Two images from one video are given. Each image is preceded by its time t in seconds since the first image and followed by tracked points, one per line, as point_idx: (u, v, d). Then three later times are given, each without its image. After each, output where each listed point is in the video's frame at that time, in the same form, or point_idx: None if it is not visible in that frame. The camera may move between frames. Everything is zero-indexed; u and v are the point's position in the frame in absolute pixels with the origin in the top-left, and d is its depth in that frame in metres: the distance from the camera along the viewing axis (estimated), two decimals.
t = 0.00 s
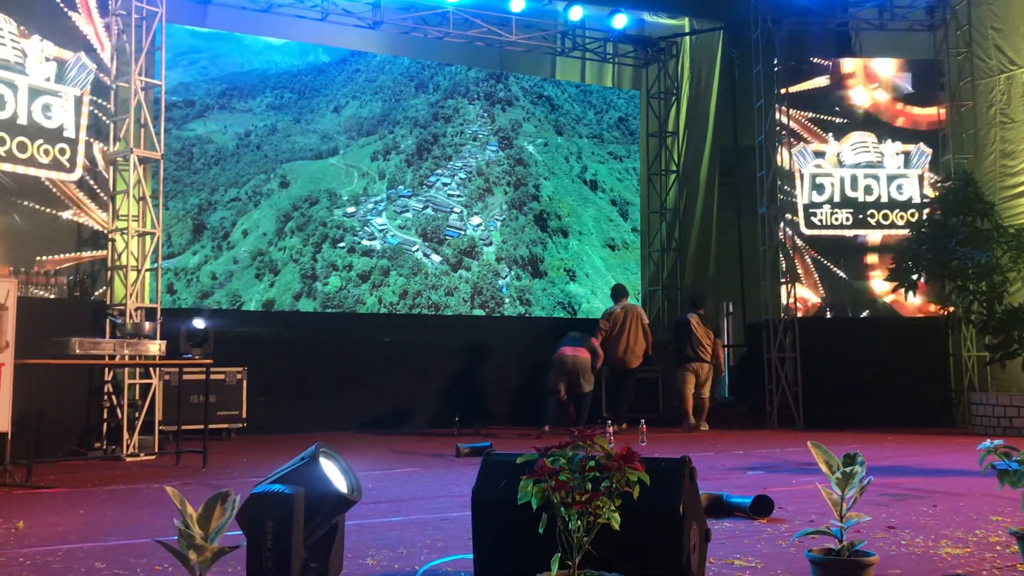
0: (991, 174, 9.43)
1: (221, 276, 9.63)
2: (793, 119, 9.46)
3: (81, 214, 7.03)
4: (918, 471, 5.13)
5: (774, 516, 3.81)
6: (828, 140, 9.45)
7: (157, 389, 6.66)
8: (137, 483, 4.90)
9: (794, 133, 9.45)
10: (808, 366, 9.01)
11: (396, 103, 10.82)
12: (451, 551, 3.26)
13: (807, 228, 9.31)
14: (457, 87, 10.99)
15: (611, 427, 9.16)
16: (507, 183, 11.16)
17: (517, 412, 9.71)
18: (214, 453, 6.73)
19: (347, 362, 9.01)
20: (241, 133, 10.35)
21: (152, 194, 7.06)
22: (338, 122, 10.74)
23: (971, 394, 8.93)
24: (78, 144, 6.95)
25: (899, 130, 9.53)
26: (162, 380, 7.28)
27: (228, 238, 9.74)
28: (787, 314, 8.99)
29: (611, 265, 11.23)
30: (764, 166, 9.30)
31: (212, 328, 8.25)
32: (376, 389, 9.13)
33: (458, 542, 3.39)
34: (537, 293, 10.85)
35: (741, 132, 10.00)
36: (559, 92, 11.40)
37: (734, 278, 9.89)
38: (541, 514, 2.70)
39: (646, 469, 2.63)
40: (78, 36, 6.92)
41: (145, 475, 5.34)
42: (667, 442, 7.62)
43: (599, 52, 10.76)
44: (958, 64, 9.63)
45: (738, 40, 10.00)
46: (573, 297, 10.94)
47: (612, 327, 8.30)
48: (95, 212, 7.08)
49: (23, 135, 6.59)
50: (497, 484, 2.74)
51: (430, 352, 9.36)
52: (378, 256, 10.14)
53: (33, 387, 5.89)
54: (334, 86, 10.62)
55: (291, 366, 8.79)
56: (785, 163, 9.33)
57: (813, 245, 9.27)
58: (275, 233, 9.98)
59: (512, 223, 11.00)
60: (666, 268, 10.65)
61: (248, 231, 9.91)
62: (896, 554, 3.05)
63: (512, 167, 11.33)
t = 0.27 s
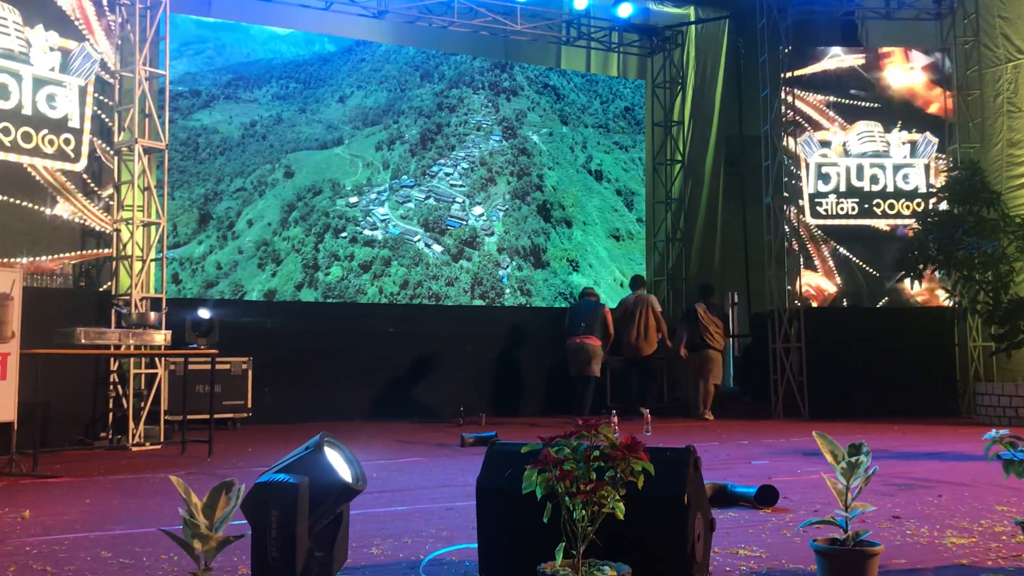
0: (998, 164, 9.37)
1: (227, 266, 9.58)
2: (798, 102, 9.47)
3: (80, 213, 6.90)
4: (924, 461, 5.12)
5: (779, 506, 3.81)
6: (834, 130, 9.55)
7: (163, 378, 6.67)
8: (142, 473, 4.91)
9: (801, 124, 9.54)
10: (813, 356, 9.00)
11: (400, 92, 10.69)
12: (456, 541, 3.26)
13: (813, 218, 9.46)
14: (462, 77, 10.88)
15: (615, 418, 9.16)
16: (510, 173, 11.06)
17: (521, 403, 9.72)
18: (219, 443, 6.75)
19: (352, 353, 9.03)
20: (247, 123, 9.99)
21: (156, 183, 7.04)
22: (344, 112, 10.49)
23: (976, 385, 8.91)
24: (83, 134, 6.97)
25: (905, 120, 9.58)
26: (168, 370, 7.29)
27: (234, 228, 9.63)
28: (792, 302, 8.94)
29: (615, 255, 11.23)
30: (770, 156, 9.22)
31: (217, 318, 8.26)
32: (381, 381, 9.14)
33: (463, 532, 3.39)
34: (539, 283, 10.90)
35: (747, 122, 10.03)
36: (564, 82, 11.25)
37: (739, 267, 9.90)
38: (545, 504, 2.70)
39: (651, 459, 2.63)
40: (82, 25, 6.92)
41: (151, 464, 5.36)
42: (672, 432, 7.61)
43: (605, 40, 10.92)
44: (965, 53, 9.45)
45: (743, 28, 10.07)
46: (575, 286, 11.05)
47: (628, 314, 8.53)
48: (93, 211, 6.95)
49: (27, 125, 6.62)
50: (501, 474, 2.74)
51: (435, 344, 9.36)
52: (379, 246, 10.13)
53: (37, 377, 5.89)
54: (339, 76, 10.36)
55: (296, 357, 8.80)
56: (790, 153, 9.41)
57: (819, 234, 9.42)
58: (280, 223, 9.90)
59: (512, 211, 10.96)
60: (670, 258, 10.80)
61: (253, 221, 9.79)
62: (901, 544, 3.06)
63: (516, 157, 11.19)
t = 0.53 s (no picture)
0: (999, 156, 9.27)
1: (227, 259, 9.59)
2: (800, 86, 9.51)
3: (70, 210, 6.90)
4: (926, 453, 5.12)
5: (780, 498, 3.81)
6: (835, 121, 9.60)
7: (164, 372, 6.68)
8: (144, 466, 4.93)
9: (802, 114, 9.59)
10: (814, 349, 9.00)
11: (400, 85, 10.65)
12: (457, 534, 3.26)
13: (814, 209, 9.50)
14: (462, 69, 10.84)
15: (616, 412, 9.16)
16: (510, 166, 11.02)
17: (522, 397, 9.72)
18: (221, 436, 6.76)
19: (353, 347, 9.03)
20: (248, 117, 9.93)
21: (156, 176, 7.03)
22: (344, 105, 10.40)
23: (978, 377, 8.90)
24: (83, 127, 7.00)
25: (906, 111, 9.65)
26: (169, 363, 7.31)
27: (234, 221, 9.67)
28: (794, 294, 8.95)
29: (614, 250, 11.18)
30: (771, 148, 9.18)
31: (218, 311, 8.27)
32: (382, 375, 9.15)
33: (465, 525, 3.40)
34: (538, 276, 10.85)
35: (749, 115, 10.07)
36: (565, 74, 11.20)
37: (739, 258, 9.92)
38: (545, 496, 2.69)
39: (652, 452, 2.63)
40: (81, 18, 6.92)
41: (152, 457, 5.37)
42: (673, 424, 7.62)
43: (606, 32, 10.90)
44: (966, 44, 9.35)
45: (744, 20, 10.09)
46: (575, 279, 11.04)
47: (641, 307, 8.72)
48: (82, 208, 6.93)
49: (28, 118, 6.71)
50: (502, 467, 2.74)
51: (436, 338, 9.36)
52: (378, 239, 10.13)
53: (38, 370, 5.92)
54: (339, 68, 10.31)
55: (297, 351, 8.80)
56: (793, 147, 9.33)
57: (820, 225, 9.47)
58: (280, 216, 9.98)
59: (513, 204, 10.95)
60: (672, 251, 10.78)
61: (253, 214, 9.86)
62: (902, 536, 3.06)
63: (516, 149, 11.14)
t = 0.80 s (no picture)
0: (997, 149, 9.29)
1: (224, 253, 9.62)
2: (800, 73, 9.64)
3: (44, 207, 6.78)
4: (924, 447, 5.12)
5: (778, 492, 3.81)
6: (833, 114, 9.61)
7: (162, 367, 6.68)
8: (142, 462, 4.93)
9: (799, 106, 9.59)
10: (812, 343, 9.00)
11: (398, 79, 10.62)
12: (456, 528, 3.27)
13: (812, 204, 9.50)
14: (460, 63, 10.81)
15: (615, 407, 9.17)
16: (507, 160, 10.98)
17: (521, 392, 9.73)
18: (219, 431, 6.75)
19: (352, 342, 9.03)
20: (246, 111, 9.96)
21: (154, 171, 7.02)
22: (342, 99, 10.42)
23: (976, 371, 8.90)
24: (80, 121, 6.98)
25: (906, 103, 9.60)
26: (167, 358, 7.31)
27: (232, 215, 9.68)
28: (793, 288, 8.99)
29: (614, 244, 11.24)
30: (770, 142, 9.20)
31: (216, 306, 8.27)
32: (381, 370, 9.15)
33: (463, 519, 3.40)
34: (535, 271, 10.89)
35: (746, 106, 10.02)
36: (563, 68, 11.16)
37: (738, 252, 9.90)
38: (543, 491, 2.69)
39: (650, 447, 2.63)
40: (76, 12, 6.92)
41: (151, 453, 5.37)
42: (671, 419, 7.62)
43: (604, 26, 10.81)
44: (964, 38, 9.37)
45: (743, 13, 10.05)
46: (573, 274, 11.05)
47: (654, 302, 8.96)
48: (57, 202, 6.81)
49: (24, 113, 6.66)
50: (500, 461, 2.74)
51: (435, 333, 9.36)
52: (375, 234, 10.13)
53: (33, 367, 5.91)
54: (338, 62, 10.31)
55: (295, 346, 8.80)
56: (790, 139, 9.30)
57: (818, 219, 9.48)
58: (278, 210, 9.89)
59: (511, 198, 10.96)
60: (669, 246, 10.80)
61: (250, 209, 9.82)
62: (900, 530, 3.06)
63: (513, 143, 11.10)
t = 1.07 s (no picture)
0: (994, 146, 9.37)
1: (220, 249, 9.65)
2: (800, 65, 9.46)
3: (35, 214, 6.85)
4: (920, 443, 5.13)
5: (774, 487, 3.81)
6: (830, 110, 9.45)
7: (157, 362, 6.66)
8: (137, 457, 4.92)
9: (795, 104, 9.44)
10: (808, 339, 9.01)
11: (393, 74, 10.70)
12: (451, 524, 3.26)
13: (808, 200, 9.33)
14: (457, 59, 10.85)
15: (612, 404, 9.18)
16: (504, 156, 11.13)
17: (518, 389, 9.73)
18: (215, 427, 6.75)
19: (349, 339, 9.03)
20: (242, 106, 10.09)
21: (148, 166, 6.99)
22: (338, 95, 10.62)
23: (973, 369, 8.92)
24: (75, 117, 6.96)
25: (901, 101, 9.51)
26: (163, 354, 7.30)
27: (227, 211, 9.71)
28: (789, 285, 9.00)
29: (609, 241, 11.31)
30: (766, 139, 9.25)
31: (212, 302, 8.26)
32: (378, 367, 9.15)
33: (459, 515, 3.40)
34: (530, 268, 10.88)
35: (743, 102, 9.79)
36: (561, 64, 11.36)
37: (733, 249, 9.66)
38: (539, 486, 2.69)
39: (646, 442, 2.62)
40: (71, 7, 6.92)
41: (146, 448, 5.37)
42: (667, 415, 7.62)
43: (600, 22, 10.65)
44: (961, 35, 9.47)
45: (740, 8, 9.78)
46: (568, 270, 11.09)
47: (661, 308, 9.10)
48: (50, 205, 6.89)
49: (18, 108, 6.56)
50: (496, 456, 2.74)
51: (432, 330, 9.36)
52: (370, 229, 10.16)
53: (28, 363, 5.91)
54: (334, 58, 10.45)
55: (292, 342, 8.80)
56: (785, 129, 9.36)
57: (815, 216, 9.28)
58: (272, 206, 9.94)
59: (507, 194, 11.05)
60: (665, 241, 10.55)
61: (246, 204, 9.88)
62: (896, 525, 3.06)
63: (509, 140, 11.27)
